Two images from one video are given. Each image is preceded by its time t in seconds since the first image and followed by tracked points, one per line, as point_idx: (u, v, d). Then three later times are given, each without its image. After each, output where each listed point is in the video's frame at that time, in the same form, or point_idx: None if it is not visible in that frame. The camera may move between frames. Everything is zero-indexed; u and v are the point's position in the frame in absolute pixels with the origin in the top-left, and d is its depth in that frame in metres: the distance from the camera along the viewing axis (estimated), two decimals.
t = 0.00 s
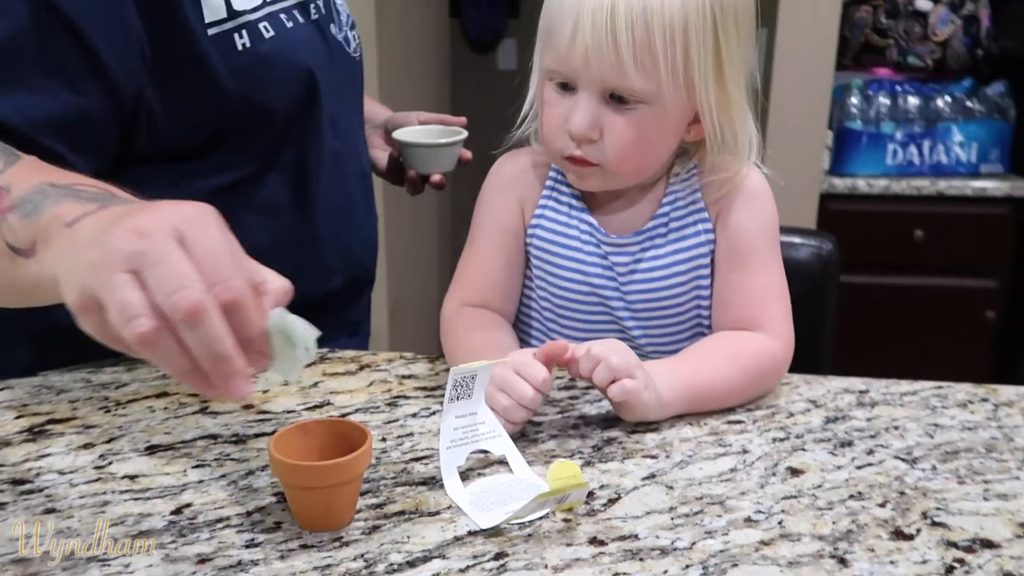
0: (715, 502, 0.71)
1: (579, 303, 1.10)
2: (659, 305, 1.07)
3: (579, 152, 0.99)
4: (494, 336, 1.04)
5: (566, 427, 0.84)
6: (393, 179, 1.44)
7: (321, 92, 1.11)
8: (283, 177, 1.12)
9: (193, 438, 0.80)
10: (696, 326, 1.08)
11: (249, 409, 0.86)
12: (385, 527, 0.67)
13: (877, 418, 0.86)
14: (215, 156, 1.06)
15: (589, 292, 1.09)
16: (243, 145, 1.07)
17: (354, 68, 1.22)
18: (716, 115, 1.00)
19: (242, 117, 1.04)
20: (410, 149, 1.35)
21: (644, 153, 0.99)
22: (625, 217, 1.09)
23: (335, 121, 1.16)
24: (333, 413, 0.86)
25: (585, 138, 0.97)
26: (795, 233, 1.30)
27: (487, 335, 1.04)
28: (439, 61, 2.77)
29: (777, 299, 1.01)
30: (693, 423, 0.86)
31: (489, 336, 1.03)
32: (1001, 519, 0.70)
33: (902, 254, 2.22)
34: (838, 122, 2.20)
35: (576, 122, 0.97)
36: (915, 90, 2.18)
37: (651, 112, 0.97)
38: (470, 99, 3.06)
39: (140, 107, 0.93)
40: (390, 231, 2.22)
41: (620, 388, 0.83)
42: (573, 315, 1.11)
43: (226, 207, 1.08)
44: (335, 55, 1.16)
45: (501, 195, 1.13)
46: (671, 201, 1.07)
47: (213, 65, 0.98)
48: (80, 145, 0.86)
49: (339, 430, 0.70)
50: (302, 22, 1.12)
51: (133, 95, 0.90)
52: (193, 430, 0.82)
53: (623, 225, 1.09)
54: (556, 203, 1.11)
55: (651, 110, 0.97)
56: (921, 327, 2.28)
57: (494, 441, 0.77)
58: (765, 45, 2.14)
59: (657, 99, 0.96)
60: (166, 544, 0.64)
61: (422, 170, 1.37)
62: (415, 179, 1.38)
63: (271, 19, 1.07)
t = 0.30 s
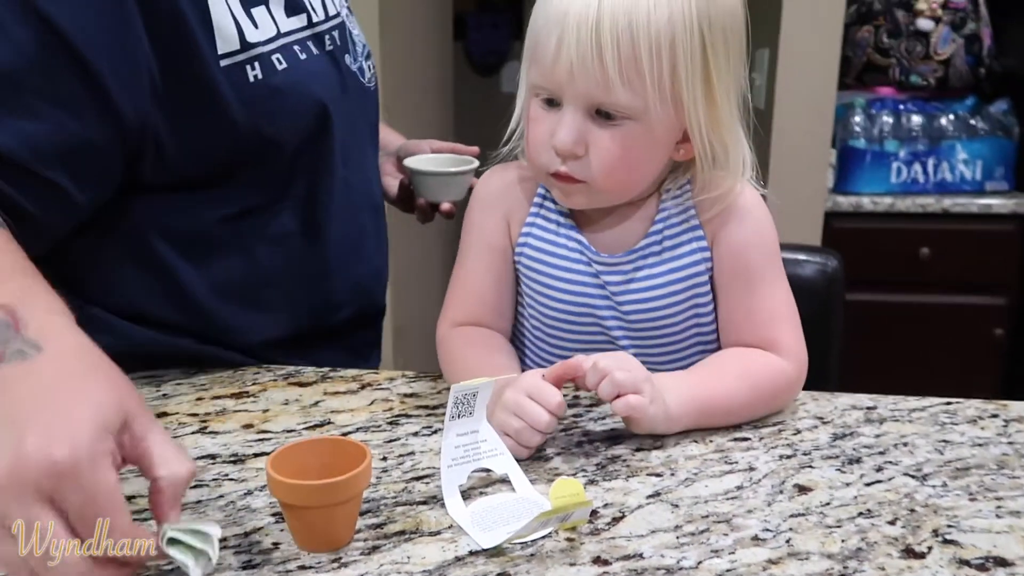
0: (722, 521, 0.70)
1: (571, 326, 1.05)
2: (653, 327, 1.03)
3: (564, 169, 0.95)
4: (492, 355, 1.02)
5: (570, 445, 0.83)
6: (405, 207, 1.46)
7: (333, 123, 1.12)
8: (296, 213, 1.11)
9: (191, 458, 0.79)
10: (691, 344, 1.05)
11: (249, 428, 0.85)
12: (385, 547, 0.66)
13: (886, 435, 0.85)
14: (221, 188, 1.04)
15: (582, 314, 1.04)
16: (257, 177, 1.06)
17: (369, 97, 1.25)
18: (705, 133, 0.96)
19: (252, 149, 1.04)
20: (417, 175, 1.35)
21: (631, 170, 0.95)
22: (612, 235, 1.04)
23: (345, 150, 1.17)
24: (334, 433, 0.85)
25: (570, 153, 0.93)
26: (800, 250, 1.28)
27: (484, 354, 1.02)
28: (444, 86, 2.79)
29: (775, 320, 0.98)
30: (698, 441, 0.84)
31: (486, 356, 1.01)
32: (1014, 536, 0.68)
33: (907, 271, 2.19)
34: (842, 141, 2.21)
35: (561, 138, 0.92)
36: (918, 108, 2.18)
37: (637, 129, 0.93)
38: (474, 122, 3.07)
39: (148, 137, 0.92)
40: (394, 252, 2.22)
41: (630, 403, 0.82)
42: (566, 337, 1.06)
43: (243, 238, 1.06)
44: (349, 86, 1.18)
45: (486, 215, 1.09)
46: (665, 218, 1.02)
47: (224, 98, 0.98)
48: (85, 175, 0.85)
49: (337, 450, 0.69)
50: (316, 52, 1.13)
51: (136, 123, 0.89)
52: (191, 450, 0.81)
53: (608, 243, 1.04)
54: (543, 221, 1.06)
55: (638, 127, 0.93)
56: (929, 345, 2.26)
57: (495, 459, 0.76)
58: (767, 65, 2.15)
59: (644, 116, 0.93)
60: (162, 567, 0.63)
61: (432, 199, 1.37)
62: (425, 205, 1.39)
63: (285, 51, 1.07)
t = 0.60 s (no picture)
0: (731, 524, 0.69)
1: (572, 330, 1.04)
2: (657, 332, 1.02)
3: (552, 170, 0.92)
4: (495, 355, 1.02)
5: (577, 447, 0.82)
6: (440, 214, 1.44)
7: (367, 143, 1.11)
8: (325, 232, 1.10)
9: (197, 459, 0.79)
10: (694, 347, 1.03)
11: (254, 430, 0.85)
12: (390, 550, 0.65)
13: (897, 437, 0.84)
14: (255, 212, 1.03)
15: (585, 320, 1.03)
16: (291, 200, 1.06)
17: (409, 112, 1.25)
18: (701, 137, 0.93)
19: (281, 174, 1.03)
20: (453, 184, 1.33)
21: (622, 173, 0.92)
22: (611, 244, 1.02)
23: (377, 170, 1.15)
24: (340, 435, 0.84)
25: (558, 155, 0.91)
26: (810, 252, 1.27)
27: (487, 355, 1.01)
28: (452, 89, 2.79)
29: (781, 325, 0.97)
30: (707, 442, 0.84)
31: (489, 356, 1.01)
32: None
33: (917, 273, 2.18)
34: (852, 142, 2.18)
35: (549, 138, 0.90)
36: (928, 110, 2.16)
37: (628, 130, 0.90)
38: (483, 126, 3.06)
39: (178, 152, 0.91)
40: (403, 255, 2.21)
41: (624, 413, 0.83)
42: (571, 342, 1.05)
43: (274, 259, 1.07)
44: (388, 103, 1.18)
45: (486, 221, 1.07)
46: (670, 224, 0.99)
47: (259, 119, 0.97)
48: (97, 197, 0.84)
49: (343, 452, 0.68)
50: (354, 71, 1.12)
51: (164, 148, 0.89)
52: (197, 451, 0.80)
53: (609, 249, 1.02)
54: (545, 224, 1.04)
55: (630, 129, 0.90)
56: (939, 347, 2.24)
57: (501, 462, 0.75)
58: (777, 67, 2.13)
59: (634, 117, 0.90)
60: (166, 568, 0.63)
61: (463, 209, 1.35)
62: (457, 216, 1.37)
63: (322, 71, 1.06)
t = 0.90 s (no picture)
0: (733, 524, 0.69)
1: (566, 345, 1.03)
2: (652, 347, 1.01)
3: (533, 177, 0.89)
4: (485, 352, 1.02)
5: (579, 447, 0.82)
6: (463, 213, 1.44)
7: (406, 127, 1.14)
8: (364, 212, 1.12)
9: (199, 460, 0.79)
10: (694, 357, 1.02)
11: (256, 430, 0.85)
12: (392, 550, 0.65)
13: (899, 437, 0.83)
14: (304, 187, 1.06)
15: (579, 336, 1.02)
16: (333, 180, 1.07)
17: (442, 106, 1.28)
18: (694, 152, 0.90)
19: (325, 156, 1.05)
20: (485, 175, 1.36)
21: (606, 186, 0.88)
22: (608, 263, 1.00)
23: (413, 152, 1.17)
24: (341, 435, 0.84)
25: (539, 161, 0.87)
26: (812, 252, 1.27)
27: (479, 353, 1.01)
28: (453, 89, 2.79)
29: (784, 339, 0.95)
30: (709, 443, 0.83)
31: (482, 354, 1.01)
32: None
33: (920, 274, 2.17)
34: (855, 142, 2.18)
35: (530, 144, 0.86)
36: (931, 110, 2.15)
37: (613, 142, 0.86)
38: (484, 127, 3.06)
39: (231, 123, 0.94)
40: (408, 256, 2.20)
41: (625, 416, 0.83)
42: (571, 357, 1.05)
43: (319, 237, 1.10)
44: (422, 90, 1.20)
45: (478, 238, 1.05)
46: (669, 245, 0.96)
47: (307, 97, 0.98)
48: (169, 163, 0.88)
49: (344, 452, 0.68)
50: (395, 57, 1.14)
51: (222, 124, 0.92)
52: (200, 452, 0.81)
53: (605, 269, 1.00)
54: (539, 240, 1.02)
55: (615, 139, 0.86)
56: (943, 346, 2.23)
57: (503, 462, 0.75)
58: (779, 67, 2.13)
59: (620, 127, 0.86)
60: (168, 568, 0.63)
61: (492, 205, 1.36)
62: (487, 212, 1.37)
63: (365, 54, 1.08)
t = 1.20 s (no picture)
0: (736, 521, 0.69)
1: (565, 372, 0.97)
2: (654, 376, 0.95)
3: (516, 191, 0.79)
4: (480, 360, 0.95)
5: (583, 445, 0.82)
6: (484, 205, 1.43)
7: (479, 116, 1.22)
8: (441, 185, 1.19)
9: (204, 456, 0.79)
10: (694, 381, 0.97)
11: (260, 428, 0.85)
12: (395, 547, 0.66)
13: (903, 435, 0.83)
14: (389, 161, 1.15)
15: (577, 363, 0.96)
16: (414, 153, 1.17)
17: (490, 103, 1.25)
18: (692, 167, 0.81)
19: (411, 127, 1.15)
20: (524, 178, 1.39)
21: (593, 202, 0.78)
22: (609, 290, 0.92)
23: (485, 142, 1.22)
24: (345, 432, 0.85)
25: (522, 175, 0.78)
26: (817, 250, 1.25)
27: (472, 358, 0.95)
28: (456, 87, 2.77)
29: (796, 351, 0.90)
30: (712, 441, 0.84)
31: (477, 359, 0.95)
32: None
33: (926, 271, 2.17)
34: (860, 139, 2.16)
35: (512, 153, 0.77)
36: (937, 106, 2.12)
37: (602, 154, 0.77)
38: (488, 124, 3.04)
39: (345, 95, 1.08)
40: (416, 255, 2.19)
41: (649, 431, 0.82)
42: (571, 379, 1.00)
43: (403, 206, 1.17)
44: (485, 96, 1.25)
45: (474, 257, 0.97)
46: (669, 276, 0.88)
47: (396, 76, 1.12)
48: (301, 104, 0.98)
49: (351, 451, 0.68)
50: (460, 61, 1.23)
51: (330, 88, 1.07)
52: (205, 449, 0.81)
53: (601, 297, 0.93)
54: (533, 266, 0.94)
55: (603, 152, 0.77)
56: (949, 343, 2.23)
57: (506, 460, 0.75)
58: (785, 63, 2.13)
59: (610, 138, 0.77)
60: (173, 565, 0.63)
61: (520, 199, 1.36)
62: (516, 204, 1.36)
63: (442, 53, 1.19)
